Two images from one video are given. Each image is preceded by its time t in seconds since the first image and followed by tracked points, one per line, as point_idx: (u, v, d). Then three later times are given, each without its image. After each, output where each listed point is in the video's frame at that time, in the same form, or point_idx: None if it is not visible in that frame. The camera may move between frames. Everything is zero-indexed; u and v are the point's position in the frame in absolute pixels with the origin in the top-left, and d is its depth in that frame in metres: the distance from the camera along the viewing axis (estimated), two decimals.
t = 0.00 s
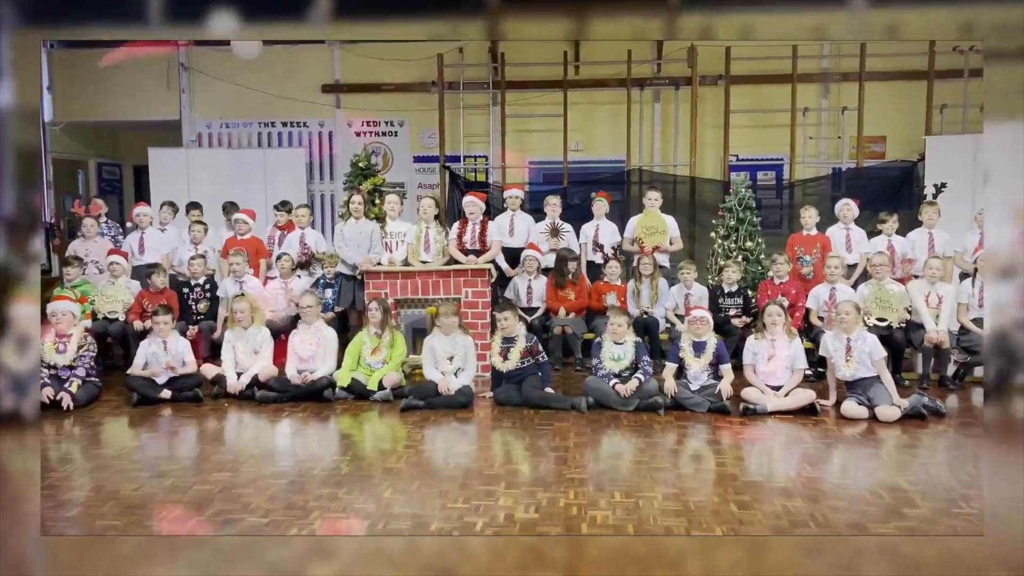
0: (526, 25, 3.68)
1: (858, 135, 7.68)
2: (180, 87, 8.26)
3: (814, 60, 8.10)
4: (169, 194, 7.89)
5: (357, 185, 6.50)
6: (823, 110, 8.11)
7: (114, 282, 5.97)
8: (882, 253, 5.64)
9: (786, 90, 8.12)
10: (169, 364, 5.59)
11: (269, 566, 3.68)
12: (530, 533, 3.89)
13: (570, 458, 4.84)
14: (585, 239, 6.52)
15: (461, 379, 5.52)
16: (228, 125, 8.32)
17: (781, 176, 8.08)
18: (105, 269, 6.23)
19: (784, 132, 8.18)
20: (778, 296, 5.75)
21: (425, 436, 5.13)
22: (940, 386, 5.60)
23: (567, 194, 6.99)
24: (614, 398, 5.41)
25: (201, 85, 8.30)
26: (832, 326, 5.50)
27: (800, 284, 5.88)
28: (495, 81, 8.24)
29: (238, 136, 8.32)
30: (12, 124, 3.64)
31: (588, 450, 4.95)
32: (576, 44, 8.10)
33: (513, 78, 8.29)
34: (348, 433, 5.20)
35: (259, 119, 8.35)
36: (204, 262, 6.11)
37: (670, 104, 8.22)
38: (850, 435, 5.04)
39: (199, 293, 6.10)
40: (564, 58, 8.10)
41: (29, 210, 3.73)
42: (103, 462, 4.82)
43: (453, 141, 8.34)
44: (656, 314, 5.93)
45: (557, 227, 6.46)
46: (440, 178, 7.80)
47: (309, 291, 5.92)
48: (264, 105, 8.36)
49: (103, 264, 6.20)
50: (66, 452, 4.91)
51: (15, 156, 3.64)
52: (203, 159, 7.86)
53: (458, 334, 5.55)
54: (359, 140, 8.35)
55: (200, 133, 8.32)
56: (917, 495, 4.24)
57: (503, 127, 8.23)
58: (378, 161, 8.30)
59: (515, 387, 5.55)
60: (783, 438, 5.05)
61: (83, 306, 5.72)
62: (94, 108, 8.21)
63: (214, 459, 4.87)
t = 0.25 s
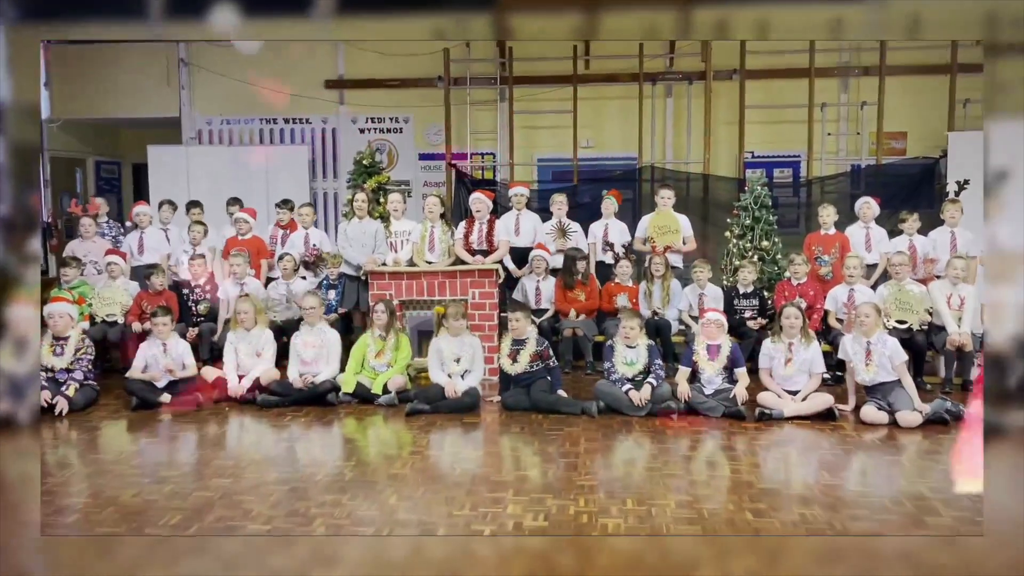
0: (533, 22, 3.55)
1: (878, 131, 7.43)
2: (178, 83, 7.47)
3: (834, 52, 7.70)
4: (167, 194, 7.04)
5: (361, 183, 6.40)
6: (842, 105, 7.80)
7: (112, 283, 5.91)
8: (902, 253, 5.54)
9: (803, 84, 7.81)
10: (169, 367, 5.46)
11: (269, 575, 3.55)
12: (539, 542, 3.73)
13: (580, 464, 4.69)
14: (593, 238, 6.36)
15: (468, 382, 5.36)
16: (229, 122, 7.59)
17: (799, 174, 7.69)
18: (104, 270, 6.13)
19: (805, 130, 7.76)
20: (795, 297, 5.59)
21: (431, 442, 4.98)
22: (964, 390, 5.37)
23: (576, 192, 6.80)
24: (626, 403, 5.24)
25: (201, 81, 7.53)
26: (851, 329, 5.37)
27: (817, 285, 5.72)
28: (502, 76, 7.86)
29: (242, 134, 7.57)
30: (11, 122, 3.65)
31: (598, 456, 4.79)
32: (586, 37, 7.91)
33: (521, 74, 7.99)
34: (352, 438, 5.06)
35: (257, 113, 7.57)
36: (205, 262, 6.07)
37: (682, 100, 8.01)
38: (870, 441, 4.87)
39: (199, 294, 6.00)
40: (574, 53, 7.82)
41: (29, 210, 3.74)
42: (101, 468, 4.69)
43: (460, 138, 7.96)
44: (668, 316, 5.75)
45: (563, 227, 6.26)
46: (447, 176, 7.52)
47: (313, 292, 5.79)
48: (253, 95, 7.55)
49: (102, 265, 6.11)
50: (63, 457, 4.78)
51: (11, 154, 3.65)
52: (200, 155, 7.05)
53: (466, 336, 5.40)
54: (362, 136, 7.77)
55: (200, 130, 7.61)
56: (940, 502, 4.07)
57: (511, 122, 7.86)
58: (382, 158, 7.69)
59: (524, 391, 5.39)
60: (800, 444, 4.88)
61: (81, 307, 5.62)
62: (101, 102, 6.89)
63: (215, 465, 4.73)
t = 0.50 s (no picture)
0: (546, 19, 3.49)
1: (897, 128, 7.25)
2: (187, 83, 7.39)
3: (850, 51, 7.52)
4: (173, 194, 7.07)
5: (369, 183, 6.27)
6: (860, 103, 7.59)
7: (119, 283, 5.86)
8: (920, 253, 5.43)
9: (819, 82, 7.58)
10: (176, 369, 5.44)
11: None
12: (550, 548, 3.66)
13: (591, 468, 4.61)
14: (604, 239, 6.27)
15: (477, 385, 5.28)
16: (235, 122, 7.46)
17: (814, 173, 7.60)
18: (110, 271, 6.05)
19: (821, 127, 7.62)
20: (811, 298, 5.52)
21: (440, 445, 4.91)
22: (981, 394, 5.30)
23: (587, 191, 6.67)
24: (638, 406, 5.15)
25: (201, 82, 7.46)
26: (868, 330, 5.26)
27: (834, 286, 5.63)
28: (513, 74, 7.51)
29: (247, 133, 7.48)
30: (12, 122, 3.55)
31: (610, 460, 4.71)
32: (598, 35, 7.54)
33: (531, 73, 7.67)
34: (360, 441, 5.00)
35: (268, 116, 7.50)
36: (212, 263, 6.01)
37: (696, 98, 7.67)
38: (887, 445, 4.78)
39: (206, 296, 5.95)
40: (585, 50, 7.43)
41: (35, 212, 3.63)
42: (109, 470, 4.64)
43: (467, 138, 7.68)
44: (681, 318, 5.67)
45: (573, 227, 6.15)
46: (456, 176, 7.30)
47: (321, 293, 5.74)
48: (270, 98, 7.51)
49: (108, 265, 6.04)
50: (70, 460, 4.74)
51: (21, 155, 3.54)
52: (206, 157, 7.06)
53: (476, 338, 5.31)
54: (371, 136, 7.59)
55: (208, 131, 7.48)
56: (959, 508, 3.98)
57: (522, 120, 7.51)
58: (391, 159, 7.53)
59: (534, 393, 5.31)
60: (816, 448, 4.80)
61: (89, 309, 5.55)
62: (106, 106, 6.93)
63: (222, 468, 4.67)
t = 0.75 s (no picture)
0: (559, 10, 3.33)
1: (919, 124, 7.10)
2: (191, 78, 6.84)
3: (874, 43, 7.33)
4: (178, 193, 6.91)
5: (377, 181, 6.08)
6: (883, 97, 7.41)
7: (122, 284, 5.77)
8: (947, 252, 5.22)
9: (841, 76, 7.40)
10: (180, 372, 5.30)
11: None
12: (565, 557, 3.51)
13: (606, 473, 4.46)
14: (619, 238, 6.09)
15: (488, 388, 5.12)
16: (240, 117, 6.97)
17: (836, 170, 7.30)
18: (113, 271, 5.91)
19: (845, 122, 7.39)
20: (833, 299, 5.35)
21: (450, 450, 4.77)
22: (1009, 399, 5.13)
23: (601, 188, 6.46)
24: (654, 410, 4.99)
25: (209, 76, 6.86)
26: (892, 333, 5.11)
27: (857, 287, 5.45)
28: (524, 68, 7.38)
29: (252, 129, 6.95)
30: (13, 121, 3.41)
31: (625, 465, 4.56)
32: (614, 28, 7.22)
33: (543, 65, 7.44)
34: (368, 445, 4.86)
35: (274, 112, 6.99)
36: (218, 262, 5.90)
37: (714, 92, 7.45)
38: (913, 450, 4.61)
39: (211, 296, 5.84)
40: (600, 44, 7.14)
41: (37, 211, 3.51)
42: (111, 475, 4.52)
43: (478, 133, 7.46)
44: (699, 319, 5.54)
45: (586, 226, 5.99)
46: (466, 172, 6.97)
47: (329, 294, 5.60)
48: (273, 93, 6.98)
49: (112, 265, 5.92)
50: (72, 464, 4.61)
51: (23, 152, 3.42)
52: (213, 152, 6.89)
53: (487, 340, 5.17)
54: (380, 131, 7.32)
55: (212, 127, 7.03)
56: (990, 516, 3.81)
57: (534, 116, 7.33)
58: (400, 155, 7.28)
59: (547, 397, 5.16)
60: (838, 453, 4.64)
61: (92, 310, 5.46)
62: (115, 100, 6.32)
63: (227, 472, 4.54)
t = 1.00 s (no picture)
0: None
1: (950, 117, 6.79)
2: (195, 73, 6.32)
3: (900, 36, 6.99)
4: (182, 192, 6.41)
5: (387, 178, 5.91)
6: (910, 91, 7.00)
7: (125, 284, 5.71)
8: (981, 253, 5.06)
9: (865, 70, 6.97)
10: (184, 374, 5.16)
11: None
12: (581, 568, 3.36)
13: (623, 481, 4.30)
14: (636, 238, 5.91)
15: (501, 393, 4.96)
16: (247, 113, 6.59)
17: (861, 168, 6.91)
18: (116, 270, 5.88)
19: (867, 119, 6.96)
20: (858, 301, 5.19)
21: (461, 456, 4.61)
22: None
23: (618, 186, 6.21)
24: (672, 416, 4.82)
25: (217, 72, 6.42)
26: (919, 336, 4.93)
27: (884, 288, 5.28)
28: (538, 62, 6.91)
29: (259, 127, 6.61)
30: (17, 112, 3.26)
31: (642, 473, 4.40)
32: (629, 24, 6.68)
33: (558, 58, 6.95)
34: (377, 451, 4.71)
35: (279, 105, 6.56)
36: (221, 263, 5.75)
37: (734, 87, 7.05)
38: (942, 458, 4.43)
39: (215, 297, 5.72)
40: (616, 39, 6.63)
41: (38, 209, 3.34)
42: (113, 480, 4.38)
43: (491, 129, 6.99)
44: (720, 322, 5.34)
45: (603, 224, 5.86)
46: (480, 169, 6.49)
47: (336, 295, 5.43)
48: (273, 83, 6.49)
49: (114, 264, 5.87)
50: (73, 469, 4.48)
51: (23, 148, 3.25)
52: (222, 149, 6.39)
53: (498, 344, 5.01)
54: (389, 128, 6.67)
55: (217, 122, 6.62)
56: None
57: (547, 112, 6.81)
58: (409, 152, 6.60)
59: (561, 402, 4.99)
60: (864, 461, 4.46)
61: (92, 310, 5.31)
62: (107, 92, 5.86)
63: (232, 478, 4.40)
